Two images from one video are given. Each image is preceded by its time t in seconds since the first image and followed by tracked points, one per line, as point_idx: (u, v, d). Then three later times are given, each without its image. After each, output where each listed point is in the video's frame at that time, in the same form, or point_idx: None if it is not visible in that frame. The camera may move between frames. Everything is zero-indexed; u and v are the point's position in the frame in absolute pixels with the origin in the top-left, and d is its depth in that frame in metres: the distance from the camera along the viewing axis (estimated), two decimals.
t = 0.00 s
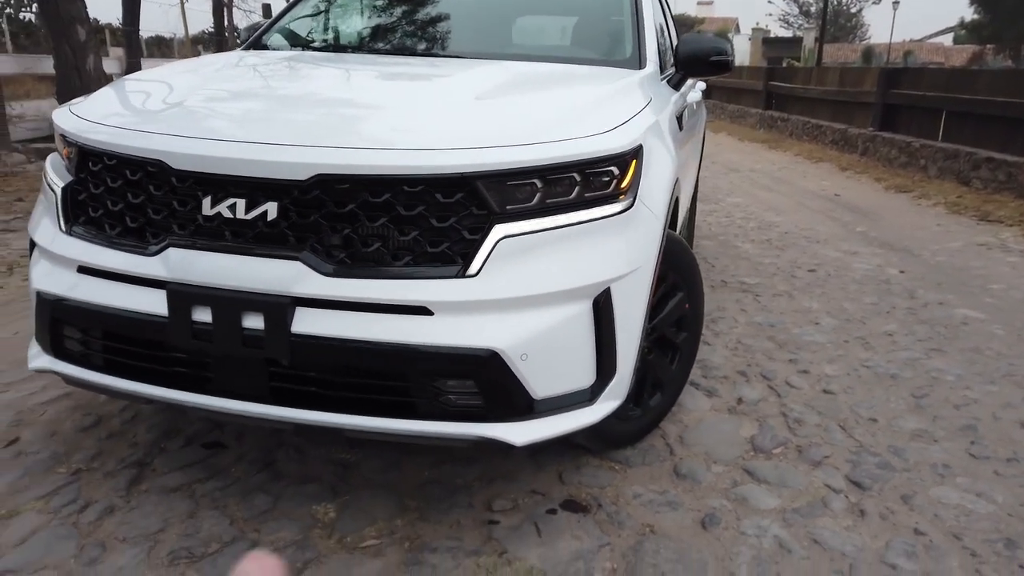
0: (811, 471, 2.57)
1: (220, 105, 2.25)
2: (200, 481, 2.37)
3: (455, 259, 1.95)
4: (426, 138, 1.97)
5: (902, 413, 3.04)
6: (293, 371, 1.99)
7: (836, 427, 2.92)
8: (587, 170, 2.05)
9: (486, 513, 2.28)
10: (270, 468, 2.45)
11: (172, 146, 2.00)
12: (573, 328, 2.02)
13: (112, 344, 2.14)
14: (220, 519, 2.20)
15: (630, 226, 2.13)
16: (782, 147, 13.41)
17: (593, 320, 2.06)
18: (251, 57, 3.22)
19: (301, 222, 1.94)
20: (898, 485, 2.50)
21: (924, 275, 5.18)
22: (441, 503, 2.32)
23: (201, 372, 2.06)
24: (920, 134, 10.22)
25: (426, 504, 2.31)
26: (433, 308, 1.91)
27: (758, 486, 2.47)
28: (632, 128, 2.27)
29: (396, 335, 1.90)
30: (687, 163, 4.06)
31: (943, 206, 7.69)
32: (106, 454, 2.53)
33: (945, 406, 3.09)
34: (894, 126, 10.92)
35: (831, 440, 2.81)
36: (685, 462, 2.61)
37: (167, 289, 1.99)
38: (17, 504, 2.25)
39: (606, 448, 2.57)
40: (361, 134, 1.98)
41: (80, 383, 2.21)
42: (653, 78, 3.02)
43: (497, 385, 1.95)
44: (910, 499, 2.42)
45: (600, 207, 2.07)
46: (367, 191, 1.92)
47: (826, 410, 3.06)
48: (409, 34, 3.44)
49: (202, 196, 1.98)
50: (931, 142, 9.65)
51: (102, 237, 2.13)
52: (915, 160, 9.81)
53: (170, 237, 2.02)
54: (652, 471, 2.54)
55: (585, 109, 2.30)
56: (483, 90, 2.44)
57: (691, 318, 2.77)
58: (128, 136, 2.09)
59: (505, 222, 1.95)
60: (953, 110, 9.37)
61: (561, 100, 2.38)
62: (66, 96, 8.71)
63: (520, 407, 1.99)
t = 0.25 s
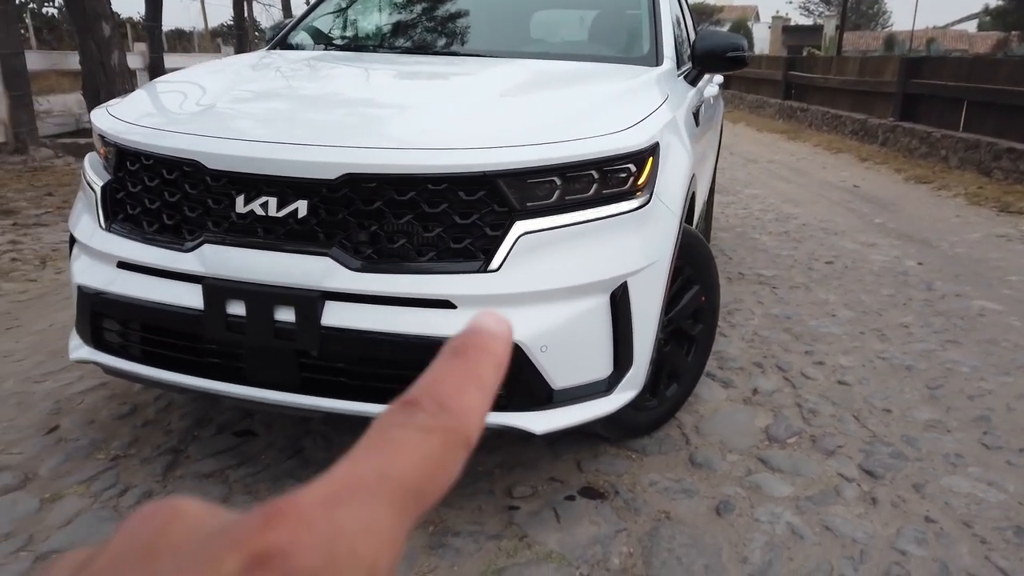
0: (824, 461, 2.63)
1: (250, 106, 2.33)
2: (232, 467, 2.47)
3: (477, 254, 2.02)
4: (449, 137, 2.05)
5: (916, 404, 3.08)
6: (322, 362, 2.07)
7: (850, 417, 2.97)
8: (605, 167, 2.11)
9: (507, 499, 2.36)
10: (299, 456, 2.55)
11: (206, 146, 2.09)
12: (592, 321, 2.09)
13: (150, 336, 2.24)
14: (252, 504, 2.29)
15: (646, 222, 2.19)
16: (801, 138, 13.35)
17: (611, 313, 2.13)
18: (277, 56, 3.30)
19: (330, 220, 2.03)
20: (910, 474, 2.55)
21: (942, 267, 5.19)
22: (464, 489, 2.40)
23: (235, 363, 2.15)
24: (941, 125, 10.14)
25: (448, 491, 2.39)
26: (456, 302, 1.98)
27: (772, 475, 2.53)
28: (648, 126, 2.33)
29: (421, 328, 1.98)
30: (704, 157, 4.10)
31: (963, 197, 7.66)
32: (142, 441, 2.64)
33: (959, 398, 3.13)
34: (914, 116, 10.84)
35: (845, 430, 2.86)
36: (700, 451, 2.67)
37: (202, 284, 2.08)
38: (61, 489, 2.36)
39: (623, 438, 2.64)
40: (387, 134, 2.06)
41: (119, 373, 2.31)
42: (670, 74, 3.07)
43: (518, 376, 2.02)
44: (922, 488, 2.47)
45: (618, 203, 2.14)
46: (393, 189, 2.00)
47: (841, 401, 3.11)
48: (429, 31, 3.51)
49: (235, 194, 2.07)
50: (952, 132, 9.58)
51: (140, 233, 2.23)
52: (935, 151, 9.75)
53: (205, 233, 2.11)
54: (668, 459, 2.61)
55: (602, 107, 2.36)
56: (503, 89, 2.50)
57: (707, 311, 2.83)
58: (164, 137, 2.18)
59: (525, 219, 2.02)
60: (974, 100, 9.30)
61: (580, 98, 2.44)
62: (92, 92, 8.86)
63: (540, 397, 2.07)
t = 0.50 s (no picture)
0: (828, 458, 2.65)
1: (260, 107, 2.36)
2: (242, 464, 2.51)
3: (484, 254, 2.05)
4: (456, 138, 2.07)
5: (921, 402, 3.09)
6: (332, 360, 2.10)
7: (855, 415, 2.98)
8: (611, 167, 2.13)
9: (514, 496, 2.38)
10: (308, 452, 2.58)
11: (217, 147, 2.12)
12: (598, 319, 2.11)
13: (163, 334, 2.27)
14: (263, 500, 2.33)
15: (652, 221, 2.21)
16: (808, 135, 13.32)
17: (617, 311, 2.15)
18: (285, 57, 3.33)
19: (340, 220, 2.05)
20: (914, 471, 2.57)
21: (949, 265, 5.19)
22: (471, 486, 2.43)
23: (246, 361, 2.18)
24: (949, 122, 10.11)
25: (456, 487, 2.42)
26: (464, 301, 2.01)
27: (777, 472, 2.55)
28: (654, 125, 2.35)
29: (429, 326, 2.00)
30: (710, 155, 4.11)
31: (971, 194, 7.65)
32: (154, 438, 2.67)
33: (963, 395, 3.15)
34: (922, 113, 10.82)
35: (850, 427, 2.87)
36: (705, 448, 2.70)
37: (214, 283, 2.11)
38: (74, 485, 2.40)
39: (628, 435, 2.66)
40: (395, 135, 2.09)
41: (132, 371, 2.34)
42: (675, 74, 3.08)
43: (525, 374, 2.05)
44: (926, 485, 2.48)
45: (624, 203, 2.16)
46: (402, 189, 2.02)
47: (846, 399, 3.12)
48: (436, 30, 3.53)
49: (246, 195, 2.10)
50: (960, 129, 9.56)
51: (153, 234, 2.26)
52: (943, 148, 9.72)
53: (216, 233, 2.14)
54: (674, 457, 2.64)
55: (608, 107, 2.38)
56: (509, 89, 2.53)
57: (712, 310, 2.85)
58: (175, 138, 2.21)
59: (532, 219, 2.05)
60: (982, 97, 9.27)
61: (585, 98, 2.46)
62: (101, 91, 8.93)
63: (547, 395, 2.09)
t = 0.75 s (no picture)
0: (830, 457, 2.65)
1: (262, 107, 2.37)
2: (246, 462, 2.52)
3: (486, 253, 2.06)
4: (458, 137, 2.08)
5: (922, 401, 3.10)
6: (335, 358, 2.12)
7: (857, 414, 2.98)
8: (612, 167, 2.14)
9: (515, 494, 2.39)
10: (311, 451, 2.59)
11: (220, 147, 2.13)
12: (599, 318, 2.12)
13: (166, 333, 2.28)
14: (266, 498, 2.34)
15: (653, 220, 2.22)
16: (811, 134, 13.31)
17: (618, 310, 2.16)
18: (287, 58, 3.35)
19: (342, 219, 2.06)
20: (915, 470, 2.57)
21: (951, 264, 5.19)
22: (473, 484, 2.44)
23: (249, 360, 2.20)
24: (952, 121, 10.10)
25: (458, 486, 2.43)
26: (466, 300, 2.02)
27: (778, 471, 2.56)
28: (655, 125, 2.35)
29: (431, 325, 2.01)
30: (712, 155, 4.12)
31: (974, 194, 7.64)
32: (158, 437, 2.69)
33: (965, 394, 3.15)
34: (925, 113, 10.80)
35: (851, 426, 2.88)
36: (707, 447, 2.70)
37: (218, 282, 2.12)
38: (78, 483, 2.42)
39: (630, 434, 2.67)
40: (397, 134, 2.10)
41: (136, 370, 2.36)
42: (676, 73, 3.09)
43: (526, 372, 2.06)
44: (927, 484, 2.49)
45: (625, 202, 2.17)
46: (404, 189, 2.04)
47: (848, 398, 3.12)
48: (438, 30, 3.54)
49: (250, 194, 2.12)
50: (963, 129, 9.55)
51: (157, 233, 2.27)
52: (946, 147, 9.71)
53: (220, 233, 2.16)
54: (676, 455, 2.64)
55: (609, 107, 2.39)
56: (510, 89, 2.53)
57: (713, 309, 2.85)
58: (179, 138, 2.22)
59: (533, 218, 2.06)
60: (985, 96, 9.25)
61: (586, 98, 2.47)
62: (105, 92, 8.96)
63: (548, 394, 2.10)
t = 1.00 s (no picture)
0: (830, 456, 2.66)
1: (263, 107, 2.38)
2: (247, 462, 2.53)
3: (486, 253, 2.06)
4: (458, 137, 2.09)
5: (923, 400, 3.10)
6: (336, 358, 2.12)
7: (857, 414, 2.99)
8: (612, 167, 2.15)
9: (516, 493, 2.40)
10: (312, 450, 2.60)
11: (221, 147, 2.14)
12: (599, 318, 2.12)
13: (167, 332, 2.29)
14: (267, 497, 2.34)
15: (653, 220, 2.23)
16: (813, 134, 13.30)
17: (618, 310, 2.16)
18: (288, 59, 3.36)
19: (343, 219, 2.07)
20: (915, 469, 2.58)
21: (952, 264, 5.19)
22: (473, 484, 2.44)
23: (250, 359, 2.21)
24: (953, 121, 10.10)
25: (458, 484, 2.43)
26: (466, 299, 2.02)
27: (778, 470, 2.57)
28: (655, 124, 2.36)
29: (431, 324, 2.02)
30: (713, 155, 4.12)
31: (975, 193, 7.63)
32: (159, 436, 2.70)
33: (965, 394, 3.15)
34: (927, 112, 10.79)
35: (851, 425, 2.88)
36: (707, 446, 2.71)
37: (219, 281, 2.13)
38: (80, 482, 2.42)
39: (630, 433, 2.67)
40: (397, 135, 2.11)
41: (138, 369, 2.37)
42: (676, 73, 3.09)
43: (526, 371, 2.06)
44: (927, 483, 2.49)
45: (625, 202, 2.17)
46: (404, 188, 2.04)
47: (848, 397, 3.13)
48: (440, 31, 3.55)
49: (251, 194, 2.13)
50: (965, 128, 9.54)
51: (158, 233, 2.29)
52: (947, 147, 9.71)
53: (221, 233, 2.17)
54: (676, 455, 2.65)
55: (609, 107, 2.39)
56: (511, 89, 2.54)
57: (714, 308, 2.86)
58: (180, 138, 2.23)
59: (533, 217, 2.06)
60: (987, 96, 9.24)
61: (587, 98, 2.47)
62: (107, 92, 8.98)
63: (548, 393, 2.11)
